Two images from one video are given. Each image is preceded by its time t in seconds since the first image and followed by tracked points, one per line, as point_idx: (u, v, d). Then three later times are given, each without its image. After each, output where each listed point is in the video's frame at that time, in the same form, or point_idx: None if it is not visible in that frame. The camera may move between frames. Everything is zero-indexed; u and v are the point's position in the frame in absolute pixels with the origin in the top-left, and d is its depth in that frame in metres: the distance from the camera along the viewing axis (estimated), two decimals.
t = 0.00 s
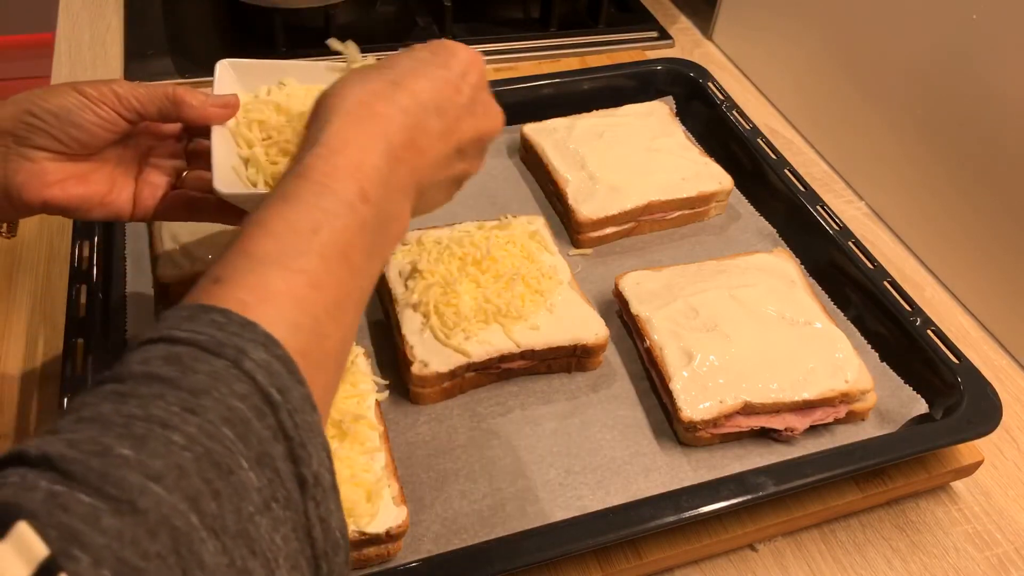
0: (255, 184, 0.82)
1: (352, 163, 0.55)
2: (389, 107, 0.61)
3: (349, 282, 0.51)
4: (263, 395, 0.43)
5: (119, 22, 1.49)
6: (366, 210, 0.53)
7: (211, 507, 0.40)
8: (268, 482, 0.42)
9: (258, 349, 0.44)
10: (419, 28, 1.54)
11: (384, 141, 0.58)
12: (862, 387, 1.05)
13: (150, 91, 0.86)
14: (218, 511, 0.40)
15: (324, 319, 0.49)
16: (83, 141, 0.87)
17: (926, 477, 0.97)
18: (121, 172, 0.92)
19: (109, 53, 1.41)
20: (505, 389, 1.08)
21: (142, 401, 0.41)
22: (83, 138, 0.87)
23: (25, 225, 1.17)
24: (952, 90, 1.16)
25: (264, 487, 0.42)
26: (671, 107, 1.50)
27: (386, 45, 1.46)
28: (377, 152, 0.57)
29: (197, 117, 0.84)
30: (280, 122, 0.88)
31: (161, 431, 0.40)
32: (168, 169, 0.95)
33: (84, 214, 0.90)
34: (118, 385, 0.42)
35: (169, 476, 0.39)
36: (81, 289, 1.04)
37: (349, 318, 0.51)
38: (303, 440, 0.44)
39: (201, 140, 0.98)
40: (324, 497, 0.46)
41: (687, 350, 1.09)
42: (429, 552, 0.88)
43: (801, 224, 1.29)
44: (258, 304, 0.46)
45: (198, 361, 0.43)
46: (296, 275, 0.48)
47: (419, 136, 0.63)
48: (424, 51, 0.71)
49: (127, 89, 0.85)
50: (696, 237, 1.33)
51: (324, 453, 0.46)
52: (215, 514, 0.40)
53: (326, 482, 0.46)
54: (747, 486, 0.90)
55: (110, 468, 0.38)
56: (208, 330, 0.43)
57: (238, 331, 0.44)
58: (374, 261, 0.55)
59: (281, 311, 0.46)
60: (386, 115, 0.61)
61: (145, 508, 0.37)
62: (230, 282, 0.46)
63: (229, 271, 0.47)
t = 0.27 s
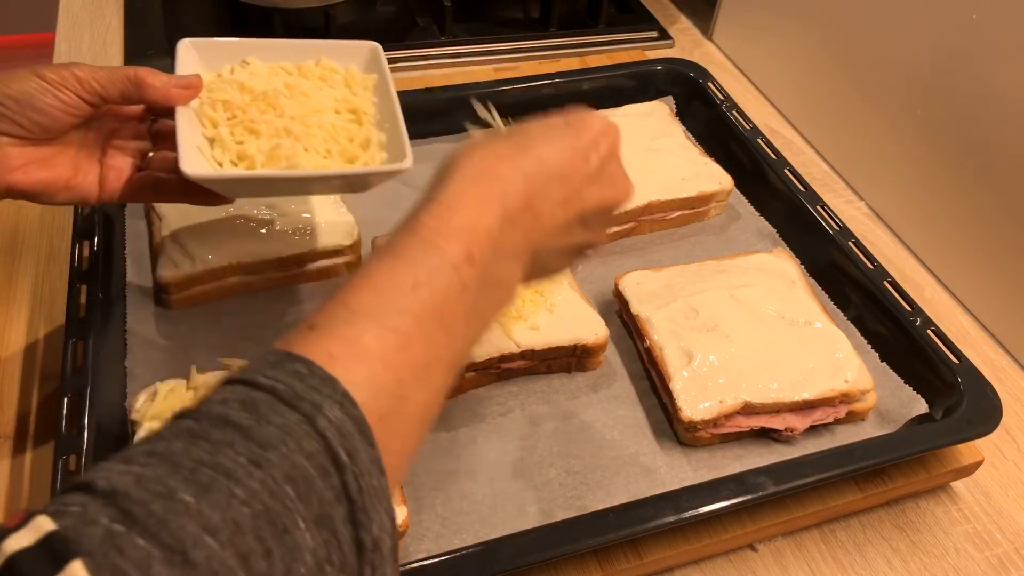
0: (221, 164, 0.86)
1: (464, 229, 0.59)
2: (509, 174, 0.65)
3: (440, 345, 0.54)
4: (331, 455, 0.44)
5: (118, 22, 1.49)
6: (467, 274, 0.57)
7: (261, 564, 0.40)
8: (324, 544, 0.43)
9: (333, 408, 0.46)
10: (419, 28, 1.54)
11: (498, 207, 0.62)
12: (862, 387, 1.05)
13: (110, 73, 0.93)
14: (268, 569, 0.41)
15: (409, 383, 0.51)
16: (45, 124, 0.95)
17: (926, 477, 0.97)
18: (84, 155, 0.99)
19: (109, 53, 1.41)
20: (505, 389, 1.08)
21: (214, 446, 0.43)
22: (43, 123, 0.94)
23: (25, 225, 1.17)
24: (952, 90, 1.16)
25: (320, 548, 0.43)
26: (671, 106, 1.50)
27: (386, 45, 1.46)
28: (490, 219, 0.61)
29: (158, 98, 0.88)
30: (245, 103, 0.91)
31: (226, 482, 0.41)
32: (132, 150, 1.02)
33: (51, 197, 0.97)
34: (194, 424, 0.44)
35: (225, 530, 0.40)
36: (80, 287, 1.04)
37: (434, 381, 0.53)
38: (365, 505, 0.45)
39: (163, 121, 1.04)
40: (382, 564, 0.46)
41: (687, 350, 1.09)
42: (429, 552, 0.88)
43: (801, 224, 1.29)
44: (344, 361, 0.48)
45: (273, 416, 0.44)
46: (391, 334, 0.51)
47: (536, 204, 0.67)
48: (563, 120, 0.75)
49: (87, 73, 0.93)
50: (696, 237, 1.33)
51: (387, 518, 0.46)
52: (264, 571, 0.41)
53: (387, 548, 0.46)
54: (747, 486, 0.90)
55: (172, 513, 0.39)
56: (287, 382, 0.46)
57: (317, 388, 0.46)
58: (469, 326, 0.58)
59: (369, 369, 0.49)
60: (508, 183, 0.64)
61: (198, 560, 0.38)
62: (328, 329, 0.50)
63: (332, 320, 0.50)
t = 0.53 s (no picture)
0: (187, 143, 0.85)
1: (466, 301, 0.64)
2: (509, 261, 0.72)
3: (443, 390, 0.57)
4: (342, 464, 0.47)
5: (118, 22, 1.49)
6: (465, 332, 0.61)
7: (274, 545, 0.43)
8: (334, 543, 0.46)
9: (342, 425, 0.49)
10: (419, 27, 1.54)
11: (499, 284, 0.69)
12: (862, 387, 1.05)
13: (70, 56, 0.92)
14: (280, 551, 0.44)
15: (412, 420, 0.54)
16: (9, 110, 0.95)
17: (926, 477, 0.97)
18: (49, 142, 1.00)
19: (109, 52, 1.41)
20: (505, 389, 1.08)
21: (239, 446, 0.46)
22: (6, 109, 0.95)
23: (23, 227, 1.16)
24: (951, 90, 1.16)
25: (330, 546, 0.45)
26: (671, 106, 1.50)
27: (386, 45, 1.46)
28: (489, 297, 0.67)
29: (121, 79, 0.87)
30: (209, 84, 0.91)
31: (247, 471, 0.45)
32: (99, 135, 1.02)
33: (16, 185, 0.98)
34: (222, 432, 0.48)
35: (246, 507, 0.43)
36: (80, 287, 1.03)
37: (439, 426, 0.56)
38: (372, 513, 0.47)
39: (128, 106, 1.04)
40: None
41: (687, 351, 1.09)
42: (428, 552, 0.88)
43: (801, 224, 1.29)
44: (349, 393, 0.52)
45: (291, 425, 0.48)
46: (395, 376, 0.55)
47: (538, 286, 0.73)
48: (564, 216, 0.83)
49: (46, 57, 0.92)
50: (696, 237, 1.33)
51: (393, 531, 0.49)
52: (278, 553, 0.43)
53: (392, 563, 0.48)
54: (747, 486, 0.90)
55: (201, 489, 0.43)
56: (303, 405, 0.49)
57: (328, 409, 0.49)
58: (474, 381, 0.61)
59: (373, 402, 0.52)
60: (508, 265, 0.71)
61: (222, 530, 0.42)
62: (337, 369, 0.54)
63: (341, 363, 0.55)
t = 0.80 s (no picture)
0: (174, 129, 0.85)
1: (445, 292, 0.65)
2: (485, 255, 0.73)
3: (427, 375, 0.57)
4: (329, 453, 0.47)
5: (119, 22, 1.49)
6: (445, 319, 0.61)
7: (265, 532, 0.44)
8: (325, 529, 0.46)
9: (329, 414, 0.49)
10: (420, 28, 1.54)
11: (478, 276, 0.69)
12: (862, 387, 1.05)
13: (54, 44, 0.92)
14: (271, 538, 0.44)
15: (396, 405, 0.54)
16: None
17: (926, 477, 0.97)
18: (37, 131, 1.01)
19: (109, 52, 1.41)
20: (506, 389, 1.08)
21: (225, 437, 0.46)
22: None
23: (24, 227, 1.16)
24: (951, 89, 1.16)
25: (321, 533, 0.46)
26: (671, 106, 1.50)
27: (386, 45, 1.46)
28: (469, 286, 0.67)
29: (106, 66, 0.87)
30: (196, 69, 0.91)
31: (234, 461, 0.45)
32: (86, 124, 1.02)
33: (5, 174, 0.99)
34: (208, 425, 0.48)
35: (234, 496, 0.43)
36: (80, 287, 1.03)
37: (426, 410, 0.56)
38: (362, 498, 0.48)
39: (116, 94, 1.04)
40: (379, 562, 0.48)
41: (687, 350, 1.09)
42: (429, 552, 0.88)
43: (801, 224, 1.29)
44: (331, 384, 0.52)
45: (276, 415, 0.48)
46: (375, 364, 0.55)
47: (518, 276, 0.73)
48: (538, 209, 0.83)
49: (31, 45, 0.92)
50: (696, 237, 1.33)
51: (385, 517, 0.49)
52: (268, 540, 0.44)
53: (384, 548, 0.48)
54: (747, 486, 0.90)
55: (188, 479, 0.43)
56: (287, 397, 0.49)
57: (313, 399, 0.49)
58: (460, 365, 0.61)
59: (356, 390, 0.52)
60: (487, 259, 0.72)
61: (210, 517, 0.42)
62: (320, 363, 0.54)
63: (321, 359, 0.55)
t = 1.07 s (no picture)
0: (176, 127, 0.85)
1: (430, 296, 0.64)
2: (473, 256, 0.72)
3: (409, 384, 0.57)
4: (309, 468, 0.46)
5: (119, 22, 1.49)
6: (430, 326, 0.61)
7: (243, 554, 0.42)
8: (305, 548, 0.45)
9: (309, 429, 0.48)
10: (420, 28, 1.54)
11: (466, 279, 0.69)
12: (862, 387, 1.05)
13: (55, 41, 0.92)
14: (249, 560, 0.43)
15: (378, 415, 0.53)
16: None
17: (926, 477, 0.97)
18: (38, 129, 1.00)
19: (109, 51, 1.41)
20: (506, 389, 1.08)
21: (202, 455, 0.45)
22: None
23: (24, 227, 1.17)
24: (951, 89, 1.16)
25: (301, 552, 0.45)
26: (671, 107, 1.50)
27: (386, 45, 1.46)
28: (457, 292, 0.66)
29: (108, 64, 0.86)
30: (198, 67, 0.91)
31: (212, 481, 0.43)
32: (88, 123, 1.02)
33: (7, 172, 0.98)
34: (186, 442, 0.46)
35: (211, 518, 0.42)
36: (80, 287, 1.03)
37: (407, 419, 0.56)
38: (343, 515, 0.47)
39: (118, 92, 1.04)
40: None
41: (687, 350, 1.09)
42: (429, 552, 0.89)
43: (801, 224, 1.29)
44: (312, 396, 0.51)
45: (256, 431, 0.47)
46: (359, 373, 0.54)
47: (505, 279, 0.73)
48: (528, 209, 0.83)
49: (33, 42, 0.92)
50: (696, 237, 1.33)
51: (365, 533, 0.48)
52: (246, 562, 0.42)
53: (365, 564, 0.47)
54: (747, 486, 0.90)
55: (165, 502, 0.41)
56: (268, 410, 0.48)
57: (294, 413, 0.48)
58: (442, 372, 0.60)
59: (339, 402, 0.51)
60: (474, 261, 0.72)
61: (186, 542, 0.40)
62: (304, 371, 0.53)
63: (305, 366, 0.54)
